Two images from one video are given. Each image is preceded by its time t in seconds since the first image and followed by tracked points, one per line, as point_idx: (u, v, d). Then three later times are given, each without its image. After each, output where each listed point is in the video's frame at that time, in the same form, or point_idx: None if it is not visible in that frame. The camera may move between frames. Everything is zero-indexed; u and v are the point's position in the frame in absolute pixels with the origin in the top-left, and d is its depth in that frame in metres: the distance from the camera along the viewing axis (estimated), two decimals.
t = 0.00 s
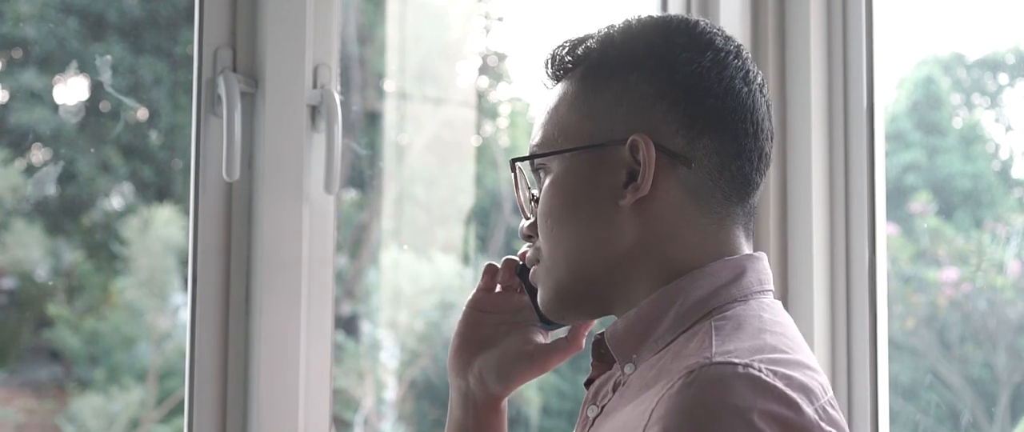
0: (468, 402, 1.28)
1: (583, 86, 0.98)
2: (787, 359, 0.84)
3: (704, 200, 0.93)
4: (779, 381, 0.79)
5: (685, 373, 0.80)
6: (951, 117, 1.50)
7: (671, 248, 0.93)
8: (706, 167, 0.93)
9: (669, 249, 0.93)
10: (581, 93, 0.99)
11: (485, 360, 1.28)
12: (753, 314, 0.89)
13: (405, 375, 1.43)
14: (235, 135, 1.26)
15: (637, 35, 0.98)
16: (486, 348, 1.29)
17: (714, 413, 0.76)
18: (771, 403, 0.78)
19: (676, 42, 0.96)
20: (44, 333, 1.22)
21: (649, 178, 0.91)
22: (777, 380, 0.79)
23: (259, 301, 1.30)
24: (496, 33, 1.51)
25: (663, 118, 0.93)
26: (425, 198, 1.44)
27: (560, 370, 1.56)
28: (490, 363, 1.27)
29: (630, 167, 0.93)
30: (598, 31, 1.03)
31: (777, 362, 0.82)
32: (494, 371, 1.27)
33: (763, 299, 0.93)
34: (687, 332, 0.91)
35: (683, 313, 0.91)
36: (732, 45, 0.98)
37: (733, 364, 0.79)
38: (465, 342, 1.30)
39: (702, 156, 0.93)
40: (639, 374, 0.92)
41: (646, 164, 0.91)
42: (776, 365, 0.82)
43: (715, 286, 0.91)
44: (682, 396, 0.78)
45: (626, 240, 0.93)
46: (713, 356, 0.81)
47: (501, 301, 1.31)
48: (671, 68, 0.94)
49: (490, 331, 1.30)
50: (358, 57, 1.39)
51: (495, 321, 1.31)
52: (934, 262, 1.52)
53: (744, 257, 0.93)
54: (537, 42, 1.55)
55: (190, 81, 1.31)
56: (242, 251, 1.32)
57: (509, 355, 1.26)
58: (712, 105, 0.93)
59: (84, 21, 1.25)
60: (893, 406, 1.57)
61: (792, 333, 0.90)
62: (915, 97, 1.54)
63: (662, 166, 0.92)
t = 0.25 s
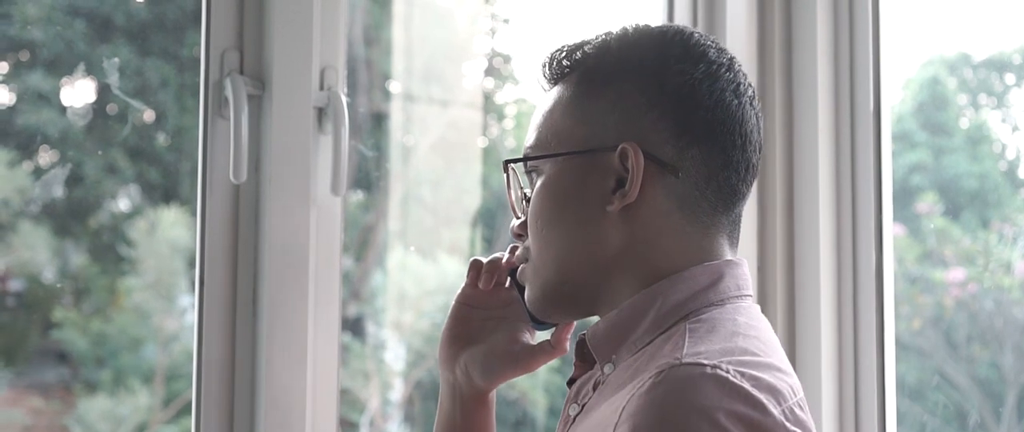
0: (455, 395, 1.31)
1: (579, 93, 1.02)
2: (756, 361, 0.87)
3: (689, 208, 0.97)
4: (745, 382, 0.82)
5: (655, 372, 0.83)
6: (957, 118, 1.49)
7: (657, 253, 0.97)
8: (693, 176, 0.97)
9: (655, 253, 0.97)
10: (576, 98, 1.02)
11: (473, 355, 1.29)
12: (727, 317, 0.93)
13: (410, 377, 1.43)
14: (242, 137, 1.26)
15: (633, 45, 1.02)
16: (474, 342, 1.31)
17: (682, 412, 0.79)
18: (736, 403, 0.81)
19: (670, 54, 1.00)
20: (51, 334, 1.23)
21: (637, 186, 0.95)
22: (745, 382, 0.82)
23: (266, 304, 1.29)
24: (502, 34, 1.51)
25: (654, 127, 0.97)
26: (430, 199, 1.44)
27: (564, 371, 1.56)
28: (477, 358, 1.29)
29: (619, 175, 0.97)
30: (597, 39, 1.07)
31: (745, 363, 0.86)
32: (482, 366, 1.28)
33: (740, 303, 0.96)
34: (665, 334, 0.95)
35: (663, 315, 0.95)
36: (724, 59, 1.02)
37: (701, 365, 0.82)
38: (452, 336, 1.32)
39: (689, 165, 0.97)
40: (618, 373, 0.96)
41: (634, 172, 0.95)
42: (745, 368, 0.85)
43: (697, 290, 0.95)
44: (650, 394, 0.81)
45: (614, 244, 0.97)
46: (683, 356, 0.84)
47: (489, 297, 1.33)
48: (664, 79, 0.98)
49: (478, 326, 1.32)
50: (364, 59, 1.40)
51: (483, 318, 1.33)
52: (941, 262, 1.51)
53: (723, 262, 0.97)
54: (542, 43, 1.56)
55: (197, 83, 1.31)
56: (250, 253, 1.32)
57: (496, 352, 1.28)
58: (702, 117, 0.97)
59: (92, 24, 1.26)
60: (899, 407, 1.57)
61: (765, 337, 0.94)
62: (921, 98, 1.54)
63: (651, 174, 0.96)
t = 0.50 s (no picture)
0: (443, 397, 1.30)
1: (566, 104, 1.03)
2: (735, 366, 0.89)
3: (672, 217, 0.99)
4: (726, 387, 0.84)
5: (639, 380, 0.85)
6: (961, 119, 1.49)
7: (641, 261, 0.98)
8: (676, 185, 0.99)
9: (639, 262, 0.99)
10: (563, 109, 1.04)
11: (463, 356, 1.29)
12: (705, 325, 0.95)
13: (412, 378, 1.43)
14: (245, 139, 1.26)
15: (619, 58, 1.04)
16: (464, 345, 1.31)
17: (666, 418, 0.80)
18: (718, 408, 0.82)
19: (655, 67, 1.02)
20: (55, 335, 1.23)
21: (623, 194, 0.96)
22: (726, 387, 0.84)
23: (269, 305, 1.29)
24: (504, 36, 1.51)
25: (639, 137, 0.98)
26: (433, 201, 1.44)
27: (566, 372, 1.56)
28: (468, 359, 1.28)
29: (606, 183, 0.98)
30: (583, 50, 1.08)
31: (726, 369, 0.87)
32: (472, 367, 1.28)
33: (716, 309, 0.99)
34: (645, 341, 0.97)
35: (644, 323, 0.97)
36: (706, 72, 1.04)
37: (684, 371, 0.84)
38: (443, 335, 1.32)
39: (673, 175, 0.98)
40: (601, 381, 0.98)
41: (620, 181, 0.96)
42: (726, 373, 0.86)
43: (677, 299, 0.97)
44: (634, 402, 0.83)
45: (599, 252, 0.99)
46: (666, 364, 0.86)
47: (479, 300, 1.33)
48: (649, 90, 1.00)
49: (468, 328, 1.32)
50: (367, 61, 1.40)
51: (474, 319, 1.32)
52: (944, 264, 1.51)
53: (700, 270, 0.99)
54: (545, 44, 1.56)
55: (200, 85, 1.32)
56: (253, 255, 1.33)
57: (486, 353, 1.28)
58: (685, 128, 0.99)
59: (96, 26, 1.26)
60: (902, 409, 1.57)
61: (744, 343, 0.96)
62: (924, 99, 1.54)
63: (635, 183, 0.98)
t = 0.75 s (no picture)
0: (435, 409, 1.30)
1: (555, 114, 1.04)
2: (734, 368, 0.90)
3: (662, 225, 0.99)
4: (728, 387, 0.85)
5: (643, 383, 0.87)
6: (960, 121, 1.49)
7: (631, 269, 0.99)
8: (665, 194, 0.99)
9: (629, 269, 0.99)
10: (553, 118, 1.04)
11: (456, 369, 1.29)
12: (698, 329, 0.96)
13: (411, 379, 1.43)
14: (243, 140, 1.26)
15: (607, 69, 1.04)
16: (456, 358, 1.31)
17: (672, 419, 0.82)
18: (723, 407, 0.83)
19: (644, 77, 1.02)
20: (54, 338, 1.23)
21: (613, 203, 0.97)
22: (728, 387, 0.85)
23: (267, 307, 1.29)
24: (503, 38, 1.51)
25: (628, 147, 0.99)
26: (432, 203, 1.45)
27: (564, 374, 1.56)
28: (461, 372, 1.28)
29: (597, 191, 0.99)
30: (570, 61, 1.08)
31: (726, 370, 0.88)
32: (465, 379, 1.28)
33: (707, 314, 0.99)
34: (639, 347, 0.97)
35: (636, 330, 0.98)
36: (693, 82, 1.04)
37: (688, 373, 0.85)
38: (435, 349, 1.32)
39: (662, 184, 0.99)
40: (598, 387, 0.98)
41: (611, 190, 0.97)
42: (727, 374, 0.88)
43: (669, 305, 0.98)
44: (640, 404, 0.85)
45: (590, 260, 1.00)
46: (669, 366, 0.87)
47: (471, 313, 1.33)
48: (637, 101, 1.00)
49: (459, 341, 1.32)
50: (366, 63, 1.40)
51: (465, 333, 1.33)
52: (942, 266, 1.51)
53: (689, 276, 1.00)
54: (543, 46, 1.56)
55: (198, 87, 1.32)
56: (251, 256, 1.33)
57: (479, 365, 1.28)
58: (674, 138, 1.00)
59: (95, 28, 1.26)
60: (900, 410, 1.57)
61: (739, 347, 0.97)
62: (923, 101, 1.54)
63: (626, 192, 0.99)
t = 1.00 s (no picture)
0: (442, 415, 1.29)
1: (563, 107, 1.04)
2: (734, 361, 0.91)
3: (669, 219, 1.00)
4: (728, 380, 0.86)
5: (643, 375, 0.87)
6: (957, 123, 1.50)
7: (638, 263, 0.99)
8: (673, 188, 1.00)
9: (636, 263, 0.99)
10: (559, 114, 1.04)
11: (461, 373, 1.29)
12: (702, 323, 0.96)
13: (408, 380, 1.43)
14: (241, 141, 1.26)
15: (615, 63, 1.04)
16: (459, 362, 1.30)
17: (671, 410, 0.82)
18: (722, 399, 0.84)
19: (651, 72, 1.02)
20: (52, 338, 1.23)
21: (620, 195, 0.97)
22: (728, 380, 0.86)
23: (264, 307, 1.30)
24: (501, 39, 1.51)
25: (636, 141, 0.99)
26: (430, 203, 1.45)
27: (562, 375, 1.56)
28: (466, 375, 1.28)
29: (603, 185, 0.99)
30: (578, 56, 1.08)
31: (726, 364, 0.89)
32: (470, 382, 1.27)
33: (712, 310, 1.00)
34: (643, 342, 0.97)
35: (641, 325, 0.98)
36: (701, 78, 1.05)
37: (687, 365, 0.86)
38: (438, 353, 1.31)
39: (669, 178, 0.99)
40: (602, 382, 0.99)
41: (618, 183, 0.97)
42: (727, 367, 0.88)
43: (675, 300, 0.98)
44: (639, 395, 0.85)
45: (597, 254, 1.00)
46: (669, 359, 0.88)
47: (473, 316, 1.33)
48: (645, 94, 1.00)
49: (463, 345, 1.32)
50: (363, 64, 1.40)
51: (468, 336, 1.32)
52: (940, 267, 1.52)
53: (695, 272, 1.01)
54: (541, 47, 1.56)
55: (196, 88, 1.32)
56: (248, 257, 1.33)
57: (483, 367, 1.27)
58: (681, 132, 1.00)
59: (93, 29, 1.26)
60: (897, 411, 1.57)
61: (740, 341, 0.97)
62: (921, 103, 1.54)
63: (633, 185, 0.99)
